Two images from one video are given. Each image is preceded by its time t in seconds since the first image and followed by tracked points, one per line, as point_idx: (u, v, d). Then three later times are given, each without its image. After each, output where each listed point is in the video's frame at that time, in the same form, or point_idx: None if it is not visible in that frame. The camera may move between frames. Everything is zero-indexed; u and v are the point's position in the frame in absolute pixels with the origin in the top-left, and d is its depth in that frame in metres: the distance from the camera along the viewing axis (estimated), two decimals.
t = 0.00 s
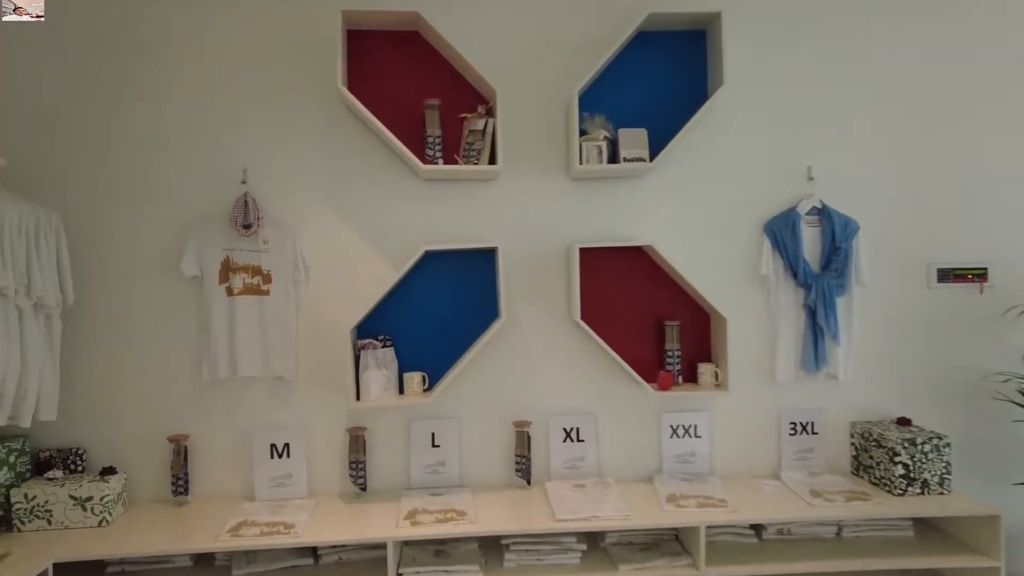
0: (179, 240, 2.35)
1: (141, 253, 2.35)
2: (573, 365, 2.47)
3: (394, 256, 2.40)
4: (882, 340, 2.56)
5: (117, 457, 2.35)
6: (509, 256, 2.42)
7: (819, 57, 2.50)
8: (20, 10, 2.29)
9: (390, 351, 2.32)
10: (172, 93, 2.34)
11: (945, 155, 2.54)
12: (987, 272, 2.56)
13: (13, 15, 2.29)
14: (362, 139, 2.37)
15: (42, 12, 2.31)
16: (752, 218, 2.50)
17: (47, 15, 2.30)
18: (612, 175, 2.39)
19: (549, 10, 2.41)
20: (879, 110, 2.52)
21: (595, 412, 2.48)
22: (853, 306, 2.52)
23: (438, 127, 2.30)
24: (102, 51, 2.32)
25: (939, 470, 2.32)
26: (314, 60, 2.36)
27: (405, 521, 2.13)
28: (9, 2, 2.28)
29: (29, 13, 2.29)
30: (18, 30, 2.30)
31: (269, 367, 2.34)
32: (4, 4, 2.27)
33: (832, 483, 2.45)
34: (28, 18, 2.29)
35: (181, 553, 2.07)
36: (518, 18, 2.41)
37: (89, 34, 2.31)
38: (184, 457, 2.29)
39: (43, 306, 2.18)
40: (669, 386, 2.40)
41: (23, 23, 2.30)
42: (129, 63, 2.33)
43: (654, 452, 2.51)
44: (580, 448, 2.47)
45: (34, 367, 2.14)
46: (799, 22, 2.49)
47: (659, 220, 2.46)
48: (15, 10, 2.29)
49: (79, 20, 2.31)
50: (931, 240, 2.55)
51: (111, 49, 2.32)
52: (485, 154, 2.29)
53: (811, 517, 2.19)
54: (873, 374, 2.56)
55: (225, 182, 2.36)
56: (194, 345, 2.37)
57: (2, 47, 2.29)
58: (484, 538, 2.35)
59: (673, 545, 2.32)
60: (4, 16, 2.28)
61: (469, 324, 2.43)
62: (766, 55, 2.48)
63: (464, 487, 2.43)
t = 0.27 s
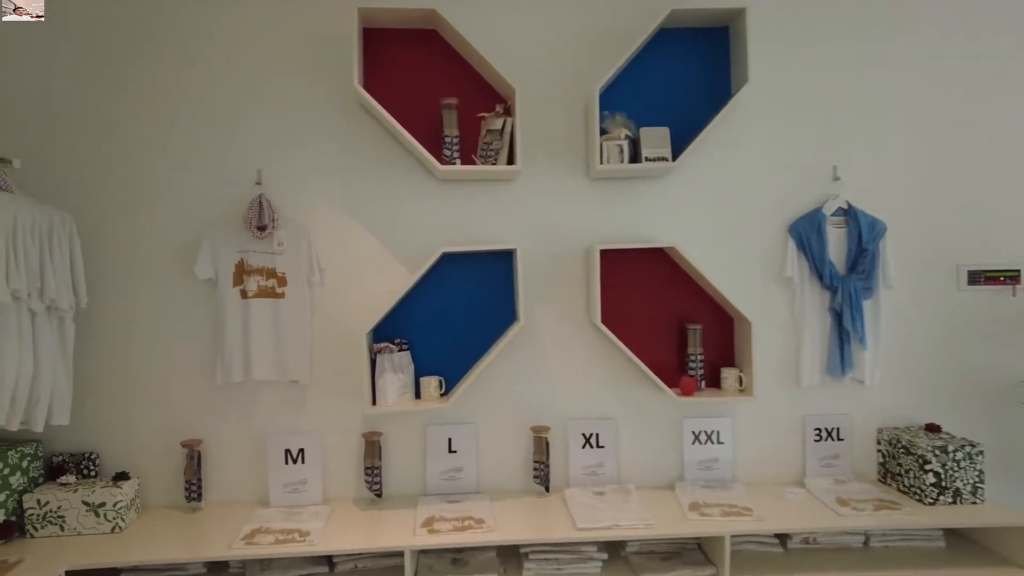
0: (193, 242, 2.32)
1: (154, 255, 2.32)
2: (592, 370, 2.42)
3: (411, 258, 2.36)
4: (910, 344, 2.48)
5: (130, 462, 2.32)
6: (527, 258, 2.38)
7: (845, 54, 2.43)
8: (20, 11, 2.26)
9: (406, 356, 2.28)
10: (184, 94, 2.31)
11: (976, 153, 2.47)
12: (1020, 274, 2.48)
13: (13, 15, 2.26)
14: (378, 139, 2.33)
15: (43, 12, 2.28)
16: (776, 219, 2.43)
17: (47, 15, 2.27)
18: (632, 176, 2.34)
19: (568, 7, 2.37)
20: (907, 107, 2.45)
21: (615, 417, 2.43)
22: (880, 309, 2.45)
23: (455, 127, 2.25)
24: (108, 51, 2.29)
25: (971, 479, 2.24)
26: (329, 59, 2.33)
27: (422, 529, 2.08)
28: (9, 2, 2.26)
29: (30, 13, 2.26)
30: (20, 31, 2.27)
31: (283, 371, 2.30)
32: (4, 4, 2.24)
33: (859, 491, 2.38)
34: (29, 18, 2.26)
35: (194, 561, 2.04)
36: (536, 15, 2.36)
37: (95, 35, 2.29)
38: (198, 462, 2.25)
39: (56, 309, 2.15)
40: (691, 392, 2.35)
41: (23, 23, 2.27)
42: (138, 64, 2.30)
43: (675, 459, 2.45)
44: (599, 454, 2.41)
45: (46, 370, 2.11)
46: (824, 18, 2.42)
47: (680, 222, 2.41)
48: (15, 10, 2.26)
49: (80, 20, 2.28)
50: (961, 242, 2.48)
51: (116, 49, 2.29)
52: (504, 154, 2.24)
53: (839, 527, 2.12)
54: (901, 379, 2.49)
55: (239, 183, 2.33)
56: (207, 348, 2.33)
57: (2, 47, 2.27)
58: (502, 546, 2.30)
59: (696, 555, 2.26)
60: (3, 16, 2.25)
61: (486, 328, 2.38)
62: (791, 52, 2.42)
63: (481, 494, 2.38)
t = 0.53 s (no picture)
0: (194, 243, 2.30)
1: (154, 256, 2.29)
2: (597, 372, 2.39)
3: (414, 260, 2.33)
4: (918, 346, 2.46)
5: (130, 466, 2.30)
6: (532, 259, 2.35)
7: (852, 54, 2.41)
8: (20, 11, 2.24)
9: (409, 358, 2.25)
10: (185, 94, 2.28)
11: (985, 154, 2.45)
12: None
13: (13, 15, 2.24)
14: (380, 140, 2.31)
15: (43, 12, 2.25)
16: (782, 220, 2.41)
17: (47, 15, 2.25)
18: (637, 176, 2.32)
19: (572, 7, 2.34)
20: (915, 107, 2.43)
21: (620, 420, 2.40)
22: (888, 311, 2.42)
23: (459, 127, 2.23)
24: (106, 51, 2.27)
25: (980, 482, 2.22)
26: (330, 59, 2.30)
27: (425, 535, 2.05)
28: (9, 2, 2.24)
29: (30, 13, 2.24)
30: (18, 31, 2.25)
31: (285, 374, 2.28)
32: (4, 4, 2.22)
33: (866, 494, 2.35)
34: (28, 18, 2.24)
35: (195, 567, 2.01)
36: (541, 14, 2.34)
37: (93, 34, 2.26)
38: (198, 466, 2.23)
39: (55, 312, 2.12)
40: (697, 395, 2.32)
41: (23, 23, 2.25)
42: (137, 64, 2.27)
43: (681, 462, 2.43)
44: (604, 458, 2.39)
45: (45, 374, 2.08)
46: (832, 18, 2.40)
47: (686, 223, 2.38)
48: (15, 10, 2.24)
49: (80, 20, 2.26)
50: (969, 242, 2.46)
51: (114, 49, 2.27)
52: (508, 155, 2.22)
53: (849, 531, 2.09)
54: (908, 381, 2.47)
55: (240, 184, 2.30)
56: (208, 351, 2.31)
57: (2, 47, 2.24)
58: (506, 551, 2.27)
59: (702, 560, 2.23)
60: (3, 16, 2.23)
61: (489, 330, 2.36)
62: (798, 52, 2.40)
63: (485, 498, 2.36)
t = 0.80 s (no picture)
0: (176, 244, 2.27)
1: (136, 258, 2.26)
2: (584, 375, 2.39)
3: (400, 262, 2.32)
4: (901, 347, 2.48)
5: (110, 471, 2.26)
6: (519, 261, 2.34)
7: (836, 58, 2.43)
8: (20, 10, 2.20)
9: (395, 361, 2.23)
10: (168, 94, 2.25)
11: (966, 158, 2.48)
12: (1007, 278, 2.50)
13: (13, 15, 2.19)
14: (366, 141, 2.29)
15: (43, 13, 2.21)
16: (768, 222, 2.42)
17: (48, 15, 2.21)
18: (624, 178, 2.32)
19: (560, 9, 2.34)
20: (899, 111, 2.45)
21: (607, 422, 2.40)
22: (872, 313, 2.45)
23: (446, 129, 2.22)
24: (97, 50, 2.23)
25: (961, 482, 2.24)
26: (316, 59, 2.28)
27: (412, 538, 2.04)
28: (9, 2, 2.19)
29: (30, 14, 2.20)
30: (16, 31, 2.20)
31: (270, 377, 2.26)
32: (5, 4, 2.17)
33: (850, 494, 2.37)
34: (29, 18, 2.19)
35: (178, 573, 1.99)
36: (529, 16, 2.33)
37: (87, 32, 2.22)
38: (181, 470, 2.20)
39: (33, 315, 2.08)
40: (684, 397, 2.33)
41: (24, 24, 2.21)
42: (119, 63, 2.24)
43: (667, 463, 2.43)
44: (591, 459, 2.39)
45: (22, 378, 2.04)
46: (817, 21, 2.42)
47: (673, 225, 2.39)
48: (16, 10, 2.19)
49: (71, 19, 2.21)
50: (951, 245, 2.49)
51: (105, 49, 2.23)
52: (495, 157, 2.21)
53: (833, 531, 2.11)
54: (891, 382, 2.49)
55: (223, 185, 2.27)
56: (191, 354, 2.28)
57: (2, 48, 2.20)
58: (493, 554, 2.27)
59: (688, 561, 2.24)
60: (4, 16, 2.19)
61: (477, 332, 2.35)
62: (783, 55, 2.41)
63: (472, 501, 2.35)
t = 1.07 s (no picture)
0: (152, 245, 2.23)
1: (110, 259, 2.22)
2: (566, 376, 2.39)
3: (381, 263, 2.30)
4: (878, 347, 2.52)
5: (84, 477, 2.22)
6: (500, 262, 2.34)
7: (814, 61, 2.46)
8: (20, 11, 2.17)
9: (375, 363, 2.22)
10: (145, 92, 2.22)
11: (939, 161, 2.52)
12: (979, 279, 2.54)
13: (13, 15, 2.16)
14: (346, 142, 2.27)
15: (43, 13, 2.18)
16: (747, 224, 2.45)
17: (48, 15, 2.18)
18: (605, 180, 2.32)
19: (541, 11, 2.34)
20: (874, 115, 2.49)
21: (589, 423, 2.41)
22: (849, 314, 2.48)
23: (427, 129, 2.21)
24: (76, 48, 2.19)
25: (935, 479, 2.28)
26: (295, 58, 2.26)
27: (393, 541, 2.03)
28: (9, 2, 2.16)
29: (30, 14, 2.17)
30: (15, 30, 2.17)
31: (248, 379, 2.23)
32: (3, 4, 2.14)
33: (828, 493, 2.40)
34: (29, 18, 2.16)
35: None
36: (511, 17, 2.33)
37: (66, 29, 2.18)
38: (157, 475, 2.16)
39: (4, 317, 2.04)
40: (664, 397, 2.34)
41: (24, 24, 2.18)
42: (95, 61, 2.20)
43: (648, 464, 2.44)
44: (573, 460, 2.39)
45: None
46: (796, 26, 2.45)
47: (654, 226, 2.40)
48: (15, 9, 2.16)
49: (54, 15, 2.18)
50: (925, 247, 2.53)
51: (82, 46, 2.19)
52: (476, 158, 2.21)
53: (811, 529, 2.13)
54: (868, 381, 2.52)
55: (201, 185, 2.24)
56: (167, 356, 2.24)
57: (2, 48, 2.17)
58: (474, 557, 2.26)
59: (669, 561, 2.25)
60: (3, 16, 2.16)
61: (458, 333, 2.34)
62: (762, 59, 2.44)
63: (453, 503, 2.34)
